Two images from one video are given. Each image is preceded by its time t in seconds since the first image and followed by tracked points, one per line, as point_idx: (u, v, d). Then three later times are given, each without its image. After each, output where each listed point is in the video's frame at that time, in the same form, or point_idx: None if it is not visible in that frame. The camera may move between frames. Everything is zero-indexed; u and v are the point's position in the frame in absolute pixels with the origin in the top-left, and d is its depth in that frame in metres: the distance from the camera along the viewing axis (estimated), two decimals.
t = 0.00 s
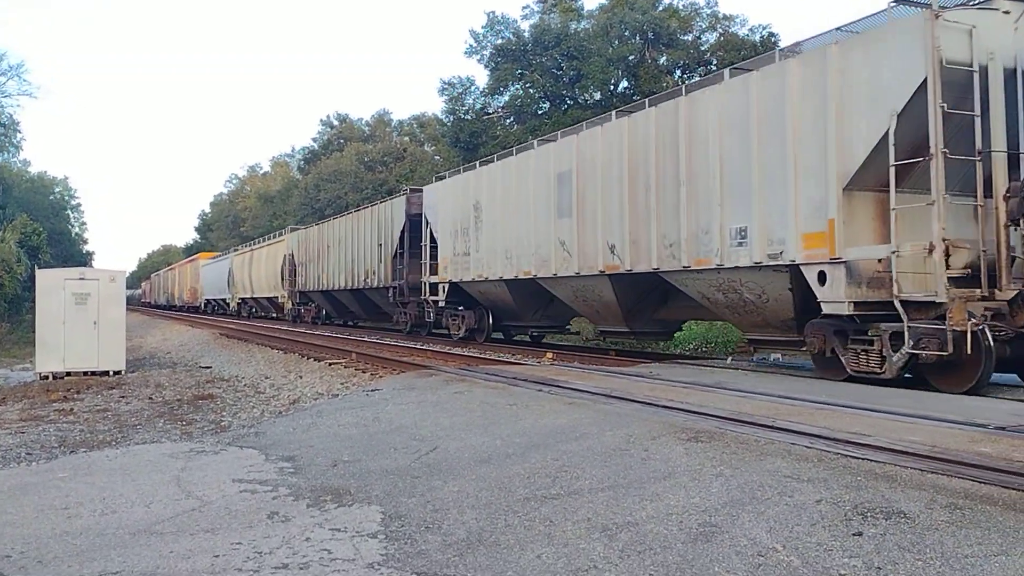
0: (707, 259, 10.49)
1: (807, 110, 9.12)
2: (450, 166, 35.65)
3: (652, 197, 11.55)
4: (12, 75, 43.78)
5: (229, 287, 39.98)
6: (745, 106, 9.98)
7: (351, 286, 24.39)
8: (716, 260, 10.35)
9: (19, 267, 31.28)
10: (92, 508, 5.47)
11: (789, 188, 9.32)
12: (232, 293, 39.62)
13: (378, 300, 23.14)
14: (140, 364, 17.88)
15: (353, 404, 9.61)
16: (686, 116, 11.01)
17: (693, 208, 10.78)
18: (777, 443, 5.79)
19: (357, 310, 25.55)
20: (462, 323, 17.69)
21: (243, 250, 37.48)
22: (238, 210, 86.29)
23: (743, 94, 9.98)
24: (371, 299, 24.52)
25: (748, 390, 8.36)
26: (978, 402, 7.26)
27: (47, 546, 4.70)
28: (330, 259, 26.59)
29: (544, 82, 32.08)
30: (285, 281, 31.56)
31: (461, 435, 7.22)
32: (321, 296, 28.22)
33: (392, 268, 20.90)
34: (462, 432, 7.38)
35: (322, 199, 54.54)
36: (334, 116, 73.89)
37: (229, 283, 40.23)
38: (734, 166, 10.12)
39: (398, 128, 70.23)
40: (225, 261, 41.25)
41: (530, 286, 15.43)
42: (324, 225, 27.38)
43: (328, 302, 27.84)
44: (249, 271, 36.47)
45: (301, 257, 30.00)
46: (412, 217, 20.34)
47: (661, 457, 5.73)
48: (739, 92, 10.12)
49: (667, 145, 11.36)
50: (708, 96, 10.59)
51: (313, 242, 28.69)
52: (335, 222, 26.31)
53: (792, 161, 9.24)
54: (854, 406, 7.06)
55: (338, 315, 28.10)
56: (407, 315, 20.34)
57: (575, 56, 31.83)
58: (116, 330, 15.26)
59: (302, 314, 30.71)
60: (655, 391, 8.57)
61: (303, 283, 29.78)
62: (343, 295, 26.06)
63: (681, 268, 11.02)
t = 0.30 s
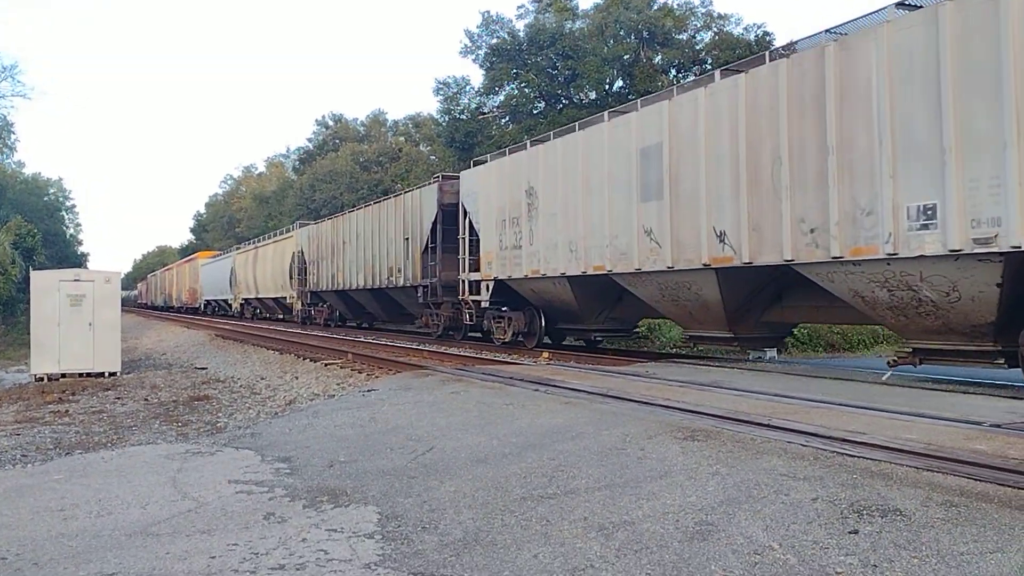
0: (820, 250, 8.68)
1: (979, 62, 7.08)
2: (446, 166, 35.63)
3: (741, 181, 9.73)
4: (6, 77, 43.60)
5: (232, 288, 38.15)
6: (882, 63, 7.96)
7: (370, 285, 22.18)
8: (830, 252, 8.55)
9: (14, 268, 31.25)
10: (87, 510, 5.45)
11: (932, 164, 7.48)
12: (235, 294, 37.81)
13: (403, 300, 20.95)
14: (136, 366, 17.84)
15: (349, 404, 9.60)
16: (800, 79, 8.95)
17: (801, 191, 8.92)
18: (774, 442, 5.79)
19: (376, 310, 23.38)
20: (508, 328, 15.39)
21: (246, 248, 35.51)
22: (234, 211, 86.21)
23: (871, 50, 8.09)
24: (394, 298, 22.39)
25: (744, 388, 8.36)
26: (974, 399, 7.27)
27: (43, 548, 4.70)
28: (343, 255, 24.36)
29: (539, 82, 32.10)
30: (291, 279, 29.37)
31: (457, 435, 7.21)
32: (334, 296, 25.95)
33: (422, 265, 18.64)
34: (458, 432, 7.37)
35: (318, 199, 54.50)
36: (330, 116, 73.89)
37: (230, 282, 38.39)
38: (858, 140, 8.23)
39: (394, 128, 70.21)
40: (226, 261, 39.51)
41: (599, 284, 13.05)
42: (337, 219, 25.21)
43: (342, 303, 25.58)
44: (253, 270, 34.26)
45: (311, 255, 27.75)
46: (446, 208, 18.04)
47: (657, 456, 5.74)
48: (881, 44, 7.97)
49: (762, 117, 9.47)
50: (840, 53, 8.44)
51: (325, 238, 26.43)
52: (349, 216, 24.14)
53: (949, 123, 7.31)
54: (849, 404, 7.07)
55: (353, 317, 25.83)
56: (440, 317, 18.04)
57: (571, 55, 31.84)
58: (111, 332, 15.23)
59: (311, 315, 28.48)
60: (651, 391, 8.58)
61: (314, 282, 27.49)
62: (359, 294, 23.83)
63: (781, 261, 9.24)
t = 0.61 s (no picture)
0: (851, 247, 8.09)
1: None
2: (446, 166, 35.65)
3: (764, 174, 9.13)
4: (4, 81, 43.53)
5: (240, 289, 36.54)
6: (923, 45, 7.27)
7: (398, 283, 20.14)
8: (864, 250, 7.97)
9: (15, 272, 31.29)
10: (89, 514, 5.46)
11: (975, 156, 6.88)
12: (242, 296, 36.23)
13: (435, 301, 18.93)
14: (137, 368, 17.86)
15: (350, 405, 9.62)
16: (831, 63, 8.28)
17: (831, 185, 8.30)
18: (775, 440, 5.80)
19: (402, 312, 21.38)
20: (575, 332, 13.23)
21: (255, 247, 33.73)
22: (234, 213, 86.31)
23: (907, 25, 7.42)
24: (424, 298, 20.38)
25: (745, 386, 8.37)
26: (975, 395, 7.28)
27: (47, 552, 4.71)
28: (366, 252, 22.37)
29: (538, 81, 32.13)
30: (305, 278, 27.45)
31: (458, 435, 7.22)
32: (353, 296, 23.94)
33: (465, 259, 16.57)
34: (460, 432, 7.38)
35: (318, 201, 54.55)
36: (328, 118, 74.04)
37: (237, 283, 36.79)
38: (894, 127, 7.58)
39: (393, 128, 70.26)
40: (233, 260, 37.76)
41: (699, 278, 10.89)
42: (359, 214, 23.20)
43: (362, 304, 23.60)
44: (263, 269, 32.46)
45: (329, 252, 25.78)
46: (492, 194, 15.93)
47: (659, 455, 5.74)
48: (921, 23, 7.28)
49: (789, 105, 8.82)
50: (875, 34, 7.76)
51: (344, 233, 24.34)
52: (372, 209, 22.13)
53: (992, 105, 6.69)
54: (851, 401, 7.07)
55: (375, 319, 23.77)
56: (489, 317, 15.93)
57: (569, 54, 31.84)
58: (113, 335, 15.24)
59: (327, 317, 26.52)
60: (652, 389, 8.58)
61: (331, 282, 25.49)
62: (383, 294, 21.79)
63: (810, 259, 8.64)
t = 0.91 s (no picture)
0: (883, 238, 7.80)
1: None
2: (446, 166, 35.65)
3: (791, 171, 8.85)
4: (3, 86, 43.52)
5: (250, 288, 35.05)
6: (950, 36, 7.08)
7: (435, 280, 18.40)
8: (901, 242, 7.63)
9: (15, 276, 31.27)
10: (93, 517, 5.46)
11: (1011, 141, 6.66)
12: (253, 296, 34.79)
13: (480, 300, 17.14)
14: (139, 371, 17.85)
15: (352, 406, 9.63)
16: (857, 50, 8.05)
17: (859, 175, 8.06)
18: (777, 436, 5.80)
19: (436, 312, 19.63)
20: (670, 335, 11.20)
21: (268, 246, 32.25)
22: (234, 215, 86.36)
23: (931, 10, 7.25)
24: (464, 297, 18.58)
25: (747, 383, 8.36)
26: (977, 390, 7.27)
27: (51, 555, 4.71)
28: (395, 246, 20.57)
29: (537, 80, 32.12)
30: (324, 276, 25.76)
31: (461, 435, 7.22)
32: (380, 295, 22.20)
33: (522, 252, 14.76)
34: (462, 432, 7.38)
35: (318, 202, 54.57)
36: (327, 119, 74.09)
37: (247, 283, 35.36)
38: (928, 115, 7.31)
39: (392, 128, 70.27)
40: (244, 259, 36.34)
41: (844, 272, 8.94)
42: (386, 205, 21.43)
43: (390, 304, 21.86)
44: (278, 268, 30.92)
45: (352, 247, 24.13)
46: (555, 175, 14.05)
47: (661, 453, 5.74)
48: (948, 10, 7.09)
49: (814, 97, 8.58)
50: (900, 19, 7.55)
51: (370, 228, 22.52)
52: (404, 199, 20.37)
53: None
54: (854, 397, 7.06)
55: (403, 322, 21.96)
56: (554, 315, 13.94)
57: (567, 53, 31.80)
58: (114, 338, 15.25)
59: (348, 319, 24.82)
60: (654, 387, 8.57)
61: (355, 280, 23.75)
62: (415, 292, 20.01)
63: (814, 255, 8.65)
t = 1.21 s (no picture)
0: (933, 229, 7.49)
1: None
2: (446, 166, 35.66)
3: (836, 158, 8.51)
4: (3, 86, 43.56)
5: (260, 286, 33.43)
6: (1005, 15, 6.89)
7: (481, 275, 16.41)
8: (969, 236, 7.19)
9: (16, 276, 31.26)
10: (94, 517, 5.46)
11: None
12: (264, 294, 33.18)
13: (536, 297, 15.08)
14: (140, 371, 17.85)
15: (353, 406, 9.63)
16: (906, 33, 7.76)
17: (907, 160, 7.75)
18: (778, 436, 5.80)
19: (477, 310, 17.60)
20: (814, 342, 9.02)
21: (282, 240, 30.53)
22: (235, 215, 86.46)
23: None
24: (512, 295, 16.53)
25: (748, 382, 8.36)
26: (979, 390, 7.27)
27: (52, 555, 4.72)
28: (434, 237, 18.42)
29: (537, 80, 32.05)
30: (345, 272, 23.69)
31: (462, 435, 7.22)
32: (411, 292, 20.13)
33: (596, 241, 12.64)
34: (463, 432, 7.38)
35: (318, 202, 54.58)
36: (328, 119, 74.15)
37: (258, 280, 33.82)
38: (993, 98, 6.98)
39: (393, 128, 70.32)
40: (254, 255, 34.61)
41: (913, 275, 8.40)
42: (422, 191, 19.25)
43: (421, 302, 19.84)
44: (292, 262, 29.07)
45: (379, 240, 22.01)
46: (644, 150, 11.66)
47: (661, 453, 5.74)
48: None
49: (863, 88, 8.22)
50: None
51: (403, 217, 20.31)
52: (444, 183, 18.12)
53: None
54: (855, 397, 7.05)
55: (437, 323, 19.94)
56: (645, 316, 11.70)
57: (568, 53, 31.76)
58: (115, 337, 15.25)
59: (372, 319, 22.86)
60: (655, 387, 8.57)
61: (382, 274, 21.63)
62: (456, 289, 17.93)
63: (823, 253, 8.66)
